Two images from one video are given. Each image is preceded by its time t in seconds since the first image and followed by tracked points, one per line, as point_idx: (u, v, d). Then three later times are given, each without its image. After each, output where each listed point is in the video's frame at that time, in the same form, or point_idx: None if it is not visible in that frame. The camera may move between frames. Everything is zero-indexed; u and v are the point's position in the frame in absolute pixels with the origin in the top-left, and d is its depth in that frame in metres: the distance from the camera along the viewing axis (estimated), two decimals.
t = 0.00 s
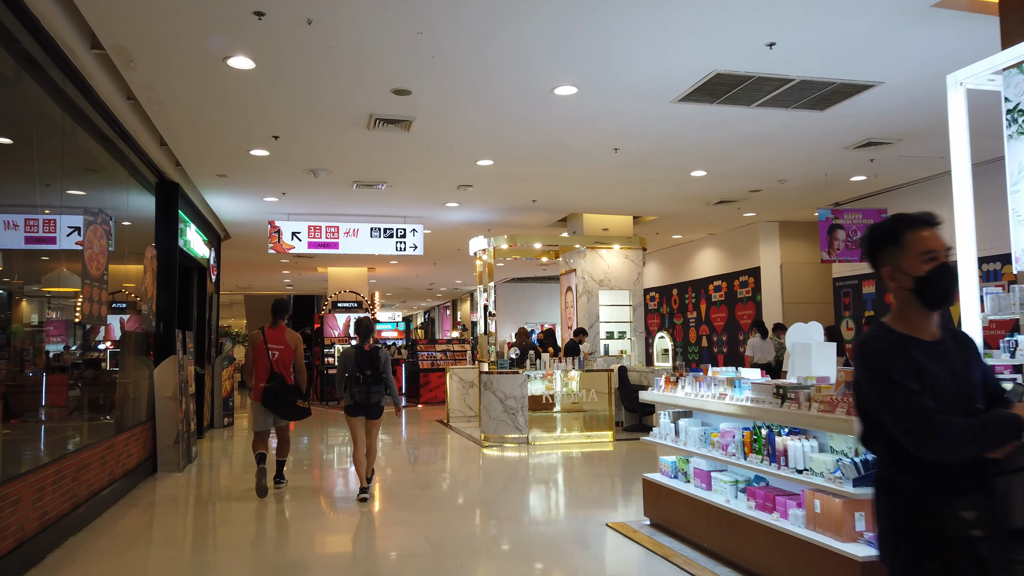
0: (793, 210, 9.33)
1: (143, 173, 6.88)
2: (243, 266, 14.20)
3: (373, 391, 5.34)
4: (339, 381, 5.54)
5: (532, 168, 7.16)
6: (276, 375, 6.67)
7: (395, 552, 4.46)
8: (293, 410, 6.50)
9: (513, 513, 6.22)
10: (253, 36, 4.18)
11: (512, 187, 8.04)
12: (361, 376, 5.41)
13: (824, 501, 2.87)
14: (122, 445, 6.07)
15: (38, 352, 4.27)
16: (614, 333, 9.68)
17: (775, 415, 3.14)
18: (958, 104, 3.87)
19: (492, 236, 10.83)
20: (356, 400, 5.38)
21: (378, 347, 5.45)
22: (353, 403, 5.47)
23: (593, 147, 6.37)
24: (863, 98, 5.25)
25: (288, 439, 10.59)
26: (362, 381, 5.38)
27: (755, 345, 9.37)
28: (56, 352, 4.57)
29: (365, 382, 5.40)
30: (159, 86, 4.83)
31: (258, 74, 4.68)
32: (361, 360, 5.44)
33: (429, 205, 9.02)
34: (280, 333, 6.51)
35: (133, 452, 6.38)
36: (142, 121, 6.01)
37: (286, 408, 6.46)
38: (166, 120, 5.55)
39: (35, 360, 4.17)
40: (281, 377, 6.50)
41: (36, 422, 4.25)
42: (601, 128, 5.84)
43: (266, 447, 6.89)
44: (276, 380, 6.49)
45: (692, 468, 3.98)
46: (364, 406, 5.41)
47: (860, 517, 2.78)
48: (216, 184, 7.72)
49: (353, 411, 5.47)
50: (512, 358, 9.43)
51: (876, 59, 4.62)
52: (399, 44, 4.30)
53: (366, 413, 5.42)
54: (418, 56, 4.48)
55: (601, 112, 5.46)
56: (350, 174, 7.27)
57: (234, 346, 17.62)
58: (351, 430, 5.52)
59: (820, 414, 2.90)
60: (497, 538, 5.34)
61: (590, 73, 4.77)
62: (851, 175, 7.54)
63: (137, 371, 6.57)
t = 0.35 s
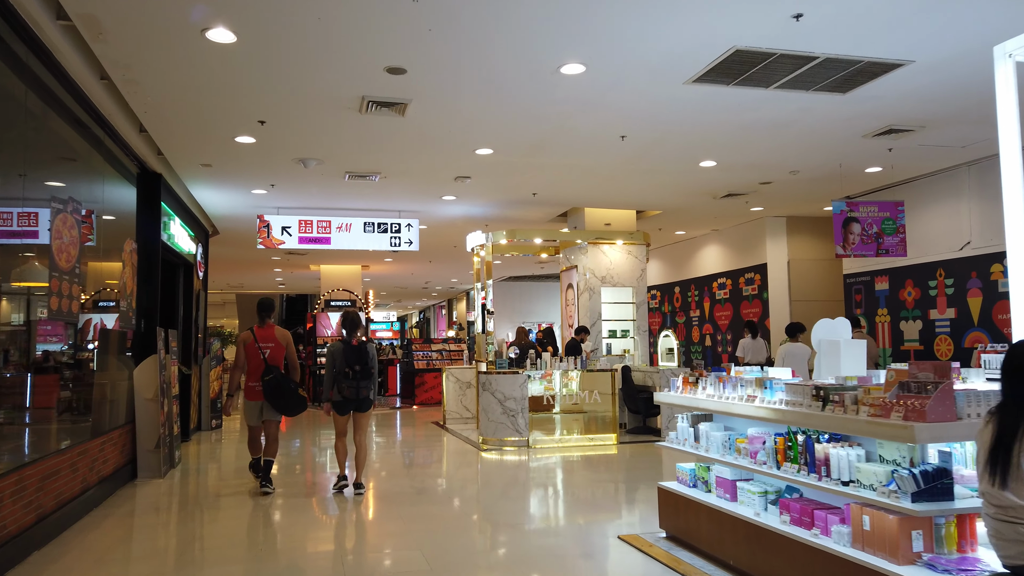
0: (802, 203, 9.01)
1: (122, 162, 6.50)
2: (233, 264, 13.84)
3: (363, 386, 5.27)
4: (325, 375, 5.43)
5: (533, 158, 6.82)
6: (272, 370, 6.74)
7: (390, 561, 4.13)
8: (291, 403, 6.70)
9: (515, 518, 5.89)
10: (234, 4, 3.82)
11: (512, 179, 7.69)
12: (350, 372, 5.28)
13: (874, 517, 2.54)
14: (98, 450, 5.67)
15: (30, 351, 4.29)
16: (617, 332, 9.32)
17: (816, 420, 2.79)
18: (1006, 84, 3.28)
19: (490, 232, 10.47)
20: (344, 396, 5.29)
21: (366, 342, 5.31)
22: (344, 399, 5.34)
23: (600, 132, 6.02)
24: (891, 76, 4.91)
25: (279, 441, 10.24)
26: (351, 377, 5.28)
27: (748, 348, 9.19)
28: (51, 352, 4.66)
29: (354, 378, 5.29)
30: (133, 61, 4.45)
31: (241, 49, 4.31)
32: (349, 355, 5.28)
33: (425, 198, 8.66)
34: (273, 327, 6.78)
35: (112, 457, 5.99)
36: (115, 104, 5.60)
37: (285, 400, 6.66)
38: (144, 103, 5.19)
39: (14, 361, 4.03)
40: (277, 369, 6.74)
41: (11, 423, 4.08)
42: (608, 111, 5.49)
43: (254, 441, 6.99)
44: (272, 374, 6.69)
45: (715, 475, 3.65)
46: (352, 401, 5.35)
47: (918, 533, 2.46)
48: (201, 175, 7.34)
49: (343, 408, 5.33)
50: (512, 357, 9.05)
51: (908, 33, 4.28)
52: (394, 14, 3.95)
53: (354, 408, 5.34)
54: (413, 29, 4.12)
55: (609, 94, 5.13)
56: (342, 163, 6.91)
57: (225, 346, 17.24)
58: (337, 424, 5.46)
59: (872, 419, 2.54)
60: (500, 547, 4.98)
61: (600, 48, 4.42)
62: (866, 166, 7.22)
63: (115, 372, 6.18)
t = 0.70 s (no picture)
0: (812, 199, 8.66)
1: (97, 153, 6.08)
2: (222, 263, 13.44)
3: (339, 394, 5.43)
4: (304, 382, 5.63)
5: (534, 149, 6.45)
6: (251, 374, 6.52)
7: None
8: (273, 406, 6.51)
9: (513, 527, 5.55)
10: None
11: (511, 172, 7.33)
12: (327, 380, 5.48)
13: (943, 549, 2.19)
14: (68, 461, 5.27)
15: (30, 349, 4.60)
16: (620, 332, 8.96)
17: (869, 436, 2.43)
18: None
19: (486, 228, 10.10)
20: (322, 403, 5.47)
21: (342, 350, 5.53)
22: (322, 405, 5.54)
23: (606, 120, 5.66)
24: (922, 58, 4.57)
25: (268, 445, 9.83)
26: (328, 385, 5.47)
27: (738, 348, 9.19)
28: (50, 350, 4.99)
29: (332, 385, 5.50)
30: (100, 37, 4.05)
31: (219, 22, 3.92)
32: (326, 363, 5.46)
33: (420, 193, 8.29)
34: (254, 328, 6.61)
35: (83, 467, 5.59)
36: (87, 91, 5.17)
37: (266, 404, 6.46)
38: (115, 83, 4.79)
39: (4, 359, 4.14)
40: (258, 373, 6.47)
41: None
42: (617, 96, 5.12)
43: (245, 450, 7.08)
44: (253, 377, 6.46)
45: (740, 492, 3.30)
46: (329, 408, 5.51)
47: (997, 569, 2.11)
48: (183, 168, 6.94)
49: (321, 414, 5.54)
50: (509, 359, 8.65)
51: (947, 8, 3.94)
52: None
53: (332, 414, 5.55)
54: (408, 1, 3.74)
55: (618, 76, 4.76)
56: (331, 155, 6.54)
57: (214, 346, 16.82)
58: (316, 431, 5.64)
59: (940, 436, 2.19)
60: (499, 562, 4.62)
61: (613, 24, 4.04)
62: (883, 159, 6.88)
63: (88, 375, 5.76)
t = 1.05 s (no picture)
0: (826, 192, 8.32)
1: (75, 140, 5.70)
2: (214, 260, 13.07)
3: (323, 393, 5.35)
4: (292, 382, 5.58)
5: (539, 137, 6.10)
6: (243, 376, 6.14)
7: None
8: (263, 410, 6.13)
9: (517, 537, 5.21)
10: None
11: (514, 163, 6.97)
12: (312, 378, 5.41)
13: None
14: (40, 469, 4.90)
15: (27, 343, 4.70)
16: (626, 332, 8.63)
17: (946, 450, 2.07)
18: None
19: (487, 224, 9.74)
20: (306, 402, 5.40)
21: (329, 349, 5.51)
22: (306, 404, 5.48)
23: (617, 104, 5.30)
24: (963, 33, 4.22)
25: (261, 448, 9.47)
26: (313, 383, 5.38)
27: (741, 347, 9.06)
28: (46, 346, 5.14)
29: (316, 384, 5.42)
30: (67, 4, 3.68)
31: None
32: (311, 361, 5.43)
33: (418, 185, 7.93)
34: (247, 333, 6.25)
35: (58, 475, 5.22)
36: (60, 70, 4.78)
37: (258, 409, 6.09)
38: (88, 59, 4.41)
39: None
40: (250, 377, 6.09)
41: None
42: (630, 76, 4.76)
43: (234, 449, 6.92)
44: (246, 381, 6.07)
45: (779, 509, 2.94)
46: (315, 407, 5.43)
47: None
48: (168, 157, 6.57)
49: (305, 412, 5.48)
50: (511, 360, 8.27)
51: None
52: None
53: (317, 413, 5.47)
54: None
55: (633, 52, 4.40)
56: (324, 143, 6.18)
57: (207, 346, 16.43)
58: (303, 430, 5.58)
59: None
60: None
61: None
62: (906, 149, 6.54)
63: (64, 377, 5.38)
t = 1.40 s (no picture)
0: (837, 185, 8.01)
1: (47, 125, 5.32)
2: (203, 257, 12.68)
3: (307, 387, 5.25)
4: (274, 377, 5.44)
5: (541, 123, 5.77)
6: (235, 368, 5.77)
7: None
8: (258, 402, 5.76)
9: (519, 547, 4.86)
10: None
11: (513, 152, 6.64)
12: (296, 372, 5.29)
13: None
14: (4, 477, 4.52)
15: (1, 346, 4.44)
16: (630, 330, 8.27)
17: None
18: None
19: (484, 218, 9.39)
20: (290, 396, 5.28)
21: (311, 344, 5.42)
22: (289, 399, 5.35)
23: (625, 85, 4.96)
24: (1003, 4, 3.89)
25: (250, 450, 9.10)
26: (297, 377, 5.27)
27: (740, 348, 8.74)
28: (29, 339, 4.90)
29: (300, 378, 5.30)
30: None
31: None
32: (296, 354, 5.29)
33: (413, 177, 7.58)
34: (232, 327, 5.94)
35: (25, 482, 4.85)
36: (24, 44, 4.40)
37: (251, 398, 5.70)
38: (53, 31, 4.05)
39: None
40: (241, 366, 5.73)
41: None
42: (641, 53, 4.43)
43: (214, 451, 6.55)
44: (237, 371, 5.70)
45: (818, 524, 2.61)
46: (296, 401, 5.31)
47: None
48: (149, 145, 6.21)
49: (288, 408, 5.36)
50: (509, 360, 7.93)
51: None
52: None
53: (300, 409, 5.35)
54: None
55: (645, 26, 4.06)
56: (313, 129, 5.83)
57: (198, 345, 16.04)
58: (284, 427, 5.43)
59: None
60: None
61: None
62: (926, 137, 6.21)
63: (34, 377, 5.01)
